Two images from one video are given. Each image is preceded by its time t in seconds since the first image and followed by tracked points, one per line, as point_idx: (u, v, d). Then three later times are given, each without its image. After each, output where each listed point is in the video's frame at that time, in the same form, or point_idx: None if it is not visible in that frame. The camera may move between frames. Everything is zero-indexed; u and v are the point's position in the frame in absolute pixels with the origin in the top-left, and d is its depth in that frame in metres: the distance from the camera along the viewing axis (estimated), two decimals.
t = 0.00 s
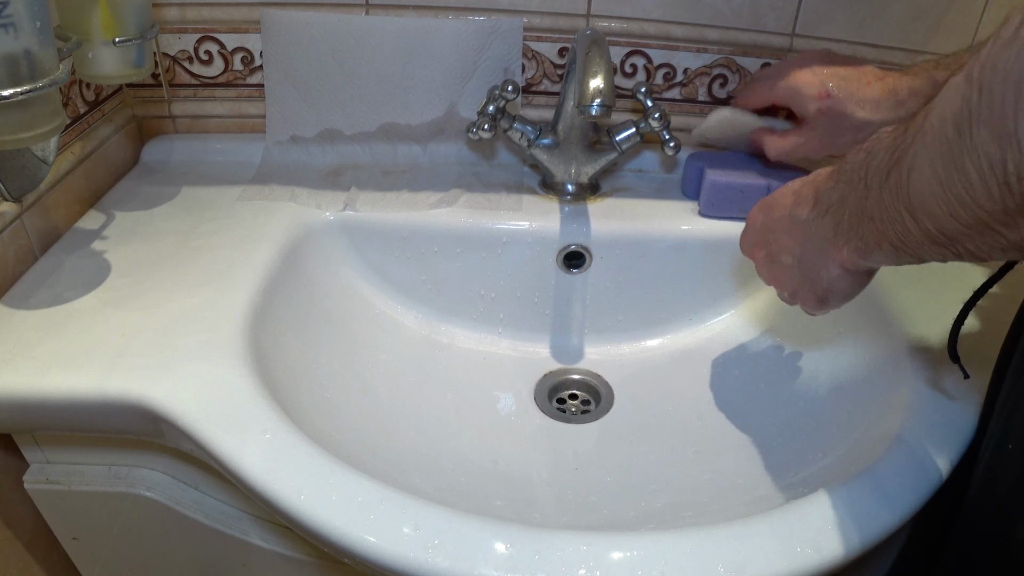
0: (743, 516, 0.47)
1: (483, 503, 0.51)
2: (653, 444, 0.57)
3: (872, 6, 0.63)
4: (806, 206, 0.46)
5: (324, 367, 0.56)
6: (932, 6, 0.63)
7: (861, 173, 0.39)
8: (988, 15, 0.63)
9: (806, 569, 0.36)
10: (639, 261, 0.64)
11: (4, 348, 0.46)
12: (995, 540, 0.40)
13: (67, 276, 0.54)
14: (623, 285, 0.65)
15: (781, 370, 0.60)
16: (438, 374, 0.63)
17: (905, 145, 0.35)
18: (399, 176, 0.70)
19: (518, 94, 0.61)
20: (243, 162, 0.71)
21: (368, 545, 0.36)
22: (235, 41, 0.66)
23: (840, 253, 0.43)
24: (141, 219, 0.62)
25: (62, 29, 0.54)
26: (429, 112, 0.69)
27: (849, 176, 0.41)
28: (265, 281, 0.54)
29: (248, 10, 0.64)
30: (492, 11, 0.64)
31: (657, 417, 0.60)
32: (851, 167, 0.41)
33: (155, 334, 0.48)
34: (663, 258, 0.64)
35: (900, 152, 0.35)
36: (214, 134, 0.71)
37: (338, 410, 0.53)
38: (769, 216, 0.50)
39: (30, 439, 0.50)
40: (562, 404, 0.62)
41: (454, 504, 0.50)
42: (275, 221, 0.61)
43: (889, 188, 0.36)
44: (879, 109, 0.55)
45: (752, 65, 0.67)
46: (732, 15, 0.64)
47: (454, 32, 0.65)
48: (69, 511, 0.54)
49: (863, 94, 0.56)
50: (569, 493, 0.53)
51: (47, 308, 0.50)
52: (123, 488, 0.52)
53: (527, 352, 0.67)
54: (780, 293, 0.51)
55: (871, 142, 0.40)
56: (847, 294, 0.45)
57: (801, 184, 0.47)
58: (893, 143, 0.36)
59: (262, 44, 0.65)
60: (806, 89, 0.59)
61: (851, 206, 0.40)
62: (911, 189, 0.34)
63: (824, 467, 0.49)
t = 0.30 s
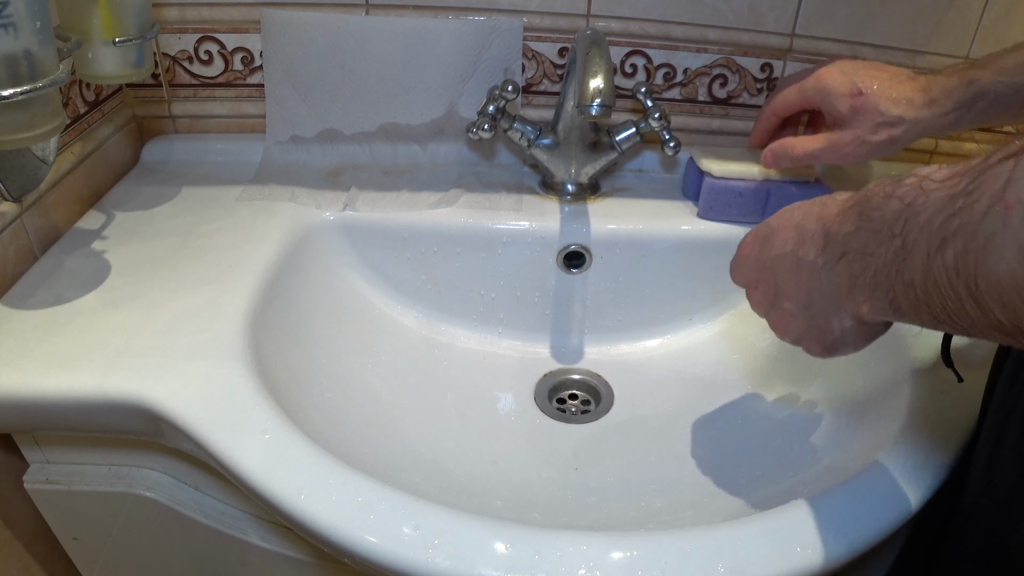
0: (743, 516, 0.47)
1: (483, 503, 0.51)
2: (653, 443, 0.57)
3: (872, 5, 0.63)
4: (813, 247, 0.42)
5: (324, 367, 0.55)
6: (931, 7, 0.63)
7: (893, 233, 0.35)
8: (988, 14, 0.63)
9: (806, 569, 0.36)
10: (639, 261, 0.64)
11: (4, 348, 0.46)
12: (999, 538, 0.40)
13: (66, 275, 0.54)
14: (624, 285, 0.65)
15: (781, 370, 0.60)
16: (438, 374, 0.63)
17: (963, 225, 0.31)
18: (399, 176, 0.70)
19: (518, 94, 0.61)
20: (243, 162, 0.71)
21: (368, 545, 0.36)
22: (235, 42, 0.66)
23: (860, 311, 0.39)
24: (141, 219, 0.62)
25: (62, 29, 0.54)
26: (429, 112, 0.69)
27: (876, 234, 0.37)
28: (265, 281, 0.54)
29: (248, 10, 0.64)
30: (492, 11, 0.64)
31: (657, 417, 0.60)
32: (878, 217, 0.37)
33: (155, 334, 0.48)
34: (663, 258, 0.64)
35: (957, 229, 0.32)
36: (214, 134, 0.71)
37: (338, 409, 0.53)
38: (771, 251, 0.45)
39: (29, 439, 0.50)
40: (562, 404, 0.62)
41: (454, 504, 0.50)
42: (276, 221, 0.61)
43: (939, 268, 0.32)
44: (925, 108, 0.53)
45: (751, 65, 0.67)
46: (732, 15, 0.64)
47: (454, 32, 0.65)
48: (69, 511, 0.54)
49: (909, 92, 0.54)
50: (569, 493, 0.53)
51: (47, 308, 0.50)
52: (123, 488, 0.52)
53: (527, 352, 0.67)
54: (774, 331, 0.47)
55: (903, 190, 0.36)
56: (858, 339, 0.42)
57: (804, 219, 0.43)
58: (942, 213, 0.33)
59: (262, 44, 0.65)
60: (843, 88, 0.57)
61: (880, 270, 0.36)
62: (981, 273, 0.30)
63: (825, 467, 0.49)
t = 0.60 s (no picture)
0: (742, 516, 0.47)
1: (483, 504, 0.51)
2: (654, 444, 0.58)
3: (872, 5, 0.63)
4: (801, 347, 0.38)
5: (323, 367, 0.55)
6: (931, 7, 0.63)
7: (925, 372, 0.32)
8: (988, 14, 0.63)
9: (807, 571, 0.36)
10: (639, 261, 0.64)
11: (4, 348, 0.46)
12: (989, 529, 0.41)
13: (66, 275, 0.54)
14: (624, 285, 0.66)
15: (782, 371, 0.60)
16: (438, 374, 0.63)
17: None
18: (399, 176, 0.70)
19: (518, 94, 0.61)
20: (243, 162, 0.71)
21: (369, 544, 0.36)
22: (235, 41, 0.66)
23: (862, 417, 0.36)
24: (141, 219, 0.62)
25: (62, 29, 0.54)
26: (429, 112, 0.69)
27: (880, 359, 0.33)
28: (265, 282, 0.54)
29: (248, 10, 0.64)
30: (492, 11, 0.64)
31: (657, 417, 0.60)
32: (905, 337, 0.32)
33: (155, 334, 0.48)
34: (663, 258, 0.64)
35: None
36: (214, 134, 0.71)
37: (338, 410, 0.53)
38: (745, 344, 0.41)
39: (30, 439, 0.50)
40: (562, 404, 0.62)
41: (454, 505, 0.50)
42: (275, 222, 0.61)
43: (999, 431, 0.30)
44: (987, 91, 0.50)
45: (751, 65, 0.67)
46: (731, 15, 0.64)
47: (454, 32, 0.65)
48: (69, 511, 0.54)
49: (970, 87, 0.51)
50: (569, 493, 0.53)
51: (47, 308, 0.50)
52: (123, 488, 0.52)
53: (527, 351, 0.67)
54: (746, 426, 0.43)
55: (943, 310, 0.31)
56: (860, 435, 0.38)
57: (780, 310, 0.39)
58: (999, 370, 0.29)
59: (262, 44, 0.65)
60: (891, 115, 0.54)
61: (910, 400, 0.33)
62: None
63: (825, 467, 0.49)
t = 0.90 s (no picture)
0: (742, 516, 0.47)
1: (483, 504, 0.51)
2: (654, 444, 0.58)
3: (872, 5, 0.63)
4: (700, 132, 0.30)
5: (322, 366, 0.55)
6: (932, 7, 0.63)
7: (857, 174, 0.26)
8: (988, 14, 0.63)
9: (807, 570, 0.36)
10: (640, 261, 0.64)
11: (4, 348, 0.46)
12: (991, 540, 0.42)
13: (67, 275, 0.54)
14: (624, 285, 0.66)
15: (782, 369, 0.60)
16: (438, 374, 0.63)
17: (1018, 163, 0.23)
18: (399, 176, 0.70)
19: (518, 93, 0.61)
20: (242, 162, 0.71)
21: (369, 545, 0.36)
22: (235, 41, 0.66)
23: (704, 234, 0.34)
24: (141, 219, 0.62)
25: (62, 29, 0.54)
26: (429, 112, 0.69)
27: (760, 174, 0.29)
28: (265, 281, 0.54)
29: (248, 10, 0.64)
30: (492, 11, 0.64)
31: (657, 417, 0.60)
32: (773, 124, 0.29)
33: (155, 334, 0.48)
34: (663, 258, 0.64)
35: (950, 192, 0.24)
36: (214, 134, 0.71)
37: (338, 409, 0.53)
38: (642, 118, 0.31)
39: (29, 439, 0.50)
40: (562, 404, 0.62)
41: (454, 505, 0.50)
42: (275, 221, 0.61)
43: (969, 231, 0.24)
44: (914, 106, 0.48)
45: (751, 65, 0.67)
46: (732, 15, 0.64)
47: (453, 32, 0.65)
48: (69, 511, 0.53)
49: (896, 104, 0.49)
50: (569, 493, 0.53)
51: (47, 308, 0.50)
52: (123, 488, 0.52)
53: (527, 351, 0.67)
54: (653, 231, 0.34)
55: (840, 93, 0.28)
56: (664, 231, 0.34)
57: (695, 97, 0.31)
58: (914, 152, 0.25)
59: (262, 44, 0.65)
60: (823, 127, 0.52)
61: (836, 194, 0.27)
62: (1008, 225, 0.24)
63: (824, 468, 0.49)
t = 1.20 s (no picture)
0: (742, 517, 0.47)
1: (483, 504, 0.51)
2: (653, 444, 0.58)
3: (872, 6, 0.63)
4: None
5: (322, 366, 0.55)
6: (931, 6, 0.63)
7: None
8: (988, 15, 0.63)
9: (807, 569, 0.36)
10: (640, 261, 0.64)
11: (4, 347, 0.46)
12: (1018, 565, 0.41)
13: (67, 276, 0.54)
14: (624, 285, 0.65)
15: (782, 369, 0.60)
16: (438, 374, 0.63)
17: None
18: (400, 176, 0.69)
19: (517, 93, 0.61)
20: (242, 162, 0.71)
21: (369, 545, 0.36)
22: (235, 41, 0.66)
23: None
24: (141, 219, 0.62)
25: (62, 29, 0.54)
26: (429, 112, 0.69)
27: None
28: (265, 281, 0.54)
29: (248, 10, 0.64)
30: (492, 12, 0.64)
31: (656, 417, 0.60)
32: None
33: (155, 334, 0.48)
34: (664, 258, 0.64)
35: None
36: (214, 134, 0.71)
37: (338, 409, 0.53)
38: None
39: (29, 439, 0.50)
40: (562, 404, 0.62)
41: (454, 505, 0.50)
42: (274, 221, 0.61)
43: None
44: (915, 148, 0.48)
45: (752, 65, 0.66)
46: (732, 15, 0.64)
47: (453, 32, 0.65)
48: (69, 511, 0.53)
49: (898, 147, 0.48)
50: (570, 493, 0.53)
51: (47, 308, 0.50)
52: (123, 488, 0.52)
53: (527, 351, 0.67)
54: None
55: None
56: None
57: None
58: None
59: (262, 44, 0.65)
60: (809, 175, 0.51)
61: None
62: None
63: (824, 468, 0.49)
